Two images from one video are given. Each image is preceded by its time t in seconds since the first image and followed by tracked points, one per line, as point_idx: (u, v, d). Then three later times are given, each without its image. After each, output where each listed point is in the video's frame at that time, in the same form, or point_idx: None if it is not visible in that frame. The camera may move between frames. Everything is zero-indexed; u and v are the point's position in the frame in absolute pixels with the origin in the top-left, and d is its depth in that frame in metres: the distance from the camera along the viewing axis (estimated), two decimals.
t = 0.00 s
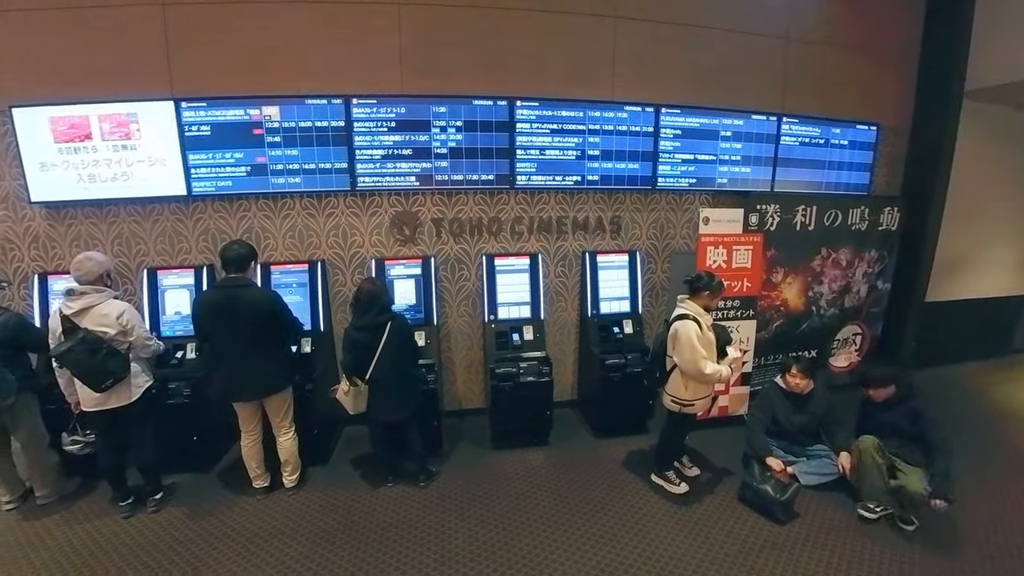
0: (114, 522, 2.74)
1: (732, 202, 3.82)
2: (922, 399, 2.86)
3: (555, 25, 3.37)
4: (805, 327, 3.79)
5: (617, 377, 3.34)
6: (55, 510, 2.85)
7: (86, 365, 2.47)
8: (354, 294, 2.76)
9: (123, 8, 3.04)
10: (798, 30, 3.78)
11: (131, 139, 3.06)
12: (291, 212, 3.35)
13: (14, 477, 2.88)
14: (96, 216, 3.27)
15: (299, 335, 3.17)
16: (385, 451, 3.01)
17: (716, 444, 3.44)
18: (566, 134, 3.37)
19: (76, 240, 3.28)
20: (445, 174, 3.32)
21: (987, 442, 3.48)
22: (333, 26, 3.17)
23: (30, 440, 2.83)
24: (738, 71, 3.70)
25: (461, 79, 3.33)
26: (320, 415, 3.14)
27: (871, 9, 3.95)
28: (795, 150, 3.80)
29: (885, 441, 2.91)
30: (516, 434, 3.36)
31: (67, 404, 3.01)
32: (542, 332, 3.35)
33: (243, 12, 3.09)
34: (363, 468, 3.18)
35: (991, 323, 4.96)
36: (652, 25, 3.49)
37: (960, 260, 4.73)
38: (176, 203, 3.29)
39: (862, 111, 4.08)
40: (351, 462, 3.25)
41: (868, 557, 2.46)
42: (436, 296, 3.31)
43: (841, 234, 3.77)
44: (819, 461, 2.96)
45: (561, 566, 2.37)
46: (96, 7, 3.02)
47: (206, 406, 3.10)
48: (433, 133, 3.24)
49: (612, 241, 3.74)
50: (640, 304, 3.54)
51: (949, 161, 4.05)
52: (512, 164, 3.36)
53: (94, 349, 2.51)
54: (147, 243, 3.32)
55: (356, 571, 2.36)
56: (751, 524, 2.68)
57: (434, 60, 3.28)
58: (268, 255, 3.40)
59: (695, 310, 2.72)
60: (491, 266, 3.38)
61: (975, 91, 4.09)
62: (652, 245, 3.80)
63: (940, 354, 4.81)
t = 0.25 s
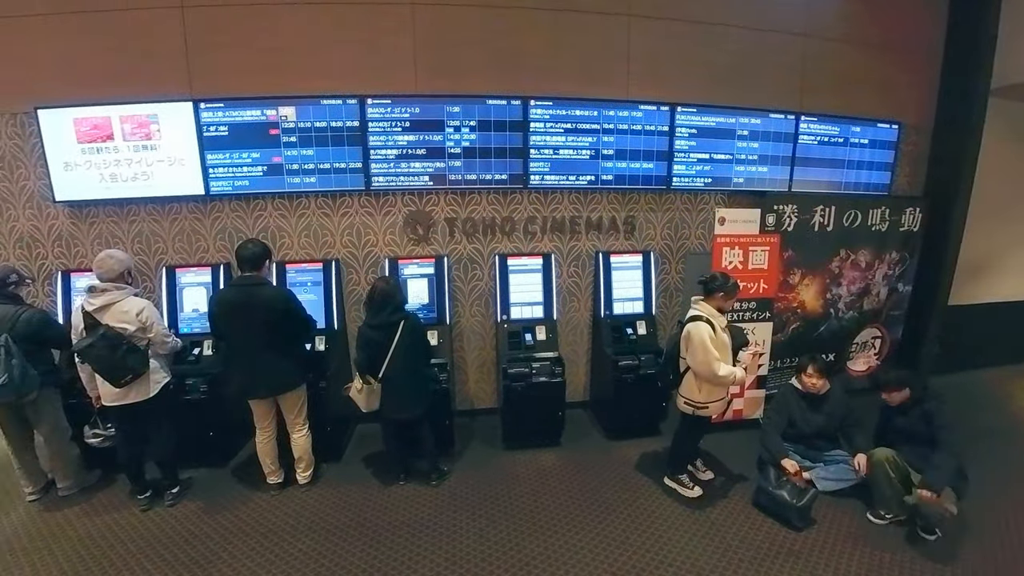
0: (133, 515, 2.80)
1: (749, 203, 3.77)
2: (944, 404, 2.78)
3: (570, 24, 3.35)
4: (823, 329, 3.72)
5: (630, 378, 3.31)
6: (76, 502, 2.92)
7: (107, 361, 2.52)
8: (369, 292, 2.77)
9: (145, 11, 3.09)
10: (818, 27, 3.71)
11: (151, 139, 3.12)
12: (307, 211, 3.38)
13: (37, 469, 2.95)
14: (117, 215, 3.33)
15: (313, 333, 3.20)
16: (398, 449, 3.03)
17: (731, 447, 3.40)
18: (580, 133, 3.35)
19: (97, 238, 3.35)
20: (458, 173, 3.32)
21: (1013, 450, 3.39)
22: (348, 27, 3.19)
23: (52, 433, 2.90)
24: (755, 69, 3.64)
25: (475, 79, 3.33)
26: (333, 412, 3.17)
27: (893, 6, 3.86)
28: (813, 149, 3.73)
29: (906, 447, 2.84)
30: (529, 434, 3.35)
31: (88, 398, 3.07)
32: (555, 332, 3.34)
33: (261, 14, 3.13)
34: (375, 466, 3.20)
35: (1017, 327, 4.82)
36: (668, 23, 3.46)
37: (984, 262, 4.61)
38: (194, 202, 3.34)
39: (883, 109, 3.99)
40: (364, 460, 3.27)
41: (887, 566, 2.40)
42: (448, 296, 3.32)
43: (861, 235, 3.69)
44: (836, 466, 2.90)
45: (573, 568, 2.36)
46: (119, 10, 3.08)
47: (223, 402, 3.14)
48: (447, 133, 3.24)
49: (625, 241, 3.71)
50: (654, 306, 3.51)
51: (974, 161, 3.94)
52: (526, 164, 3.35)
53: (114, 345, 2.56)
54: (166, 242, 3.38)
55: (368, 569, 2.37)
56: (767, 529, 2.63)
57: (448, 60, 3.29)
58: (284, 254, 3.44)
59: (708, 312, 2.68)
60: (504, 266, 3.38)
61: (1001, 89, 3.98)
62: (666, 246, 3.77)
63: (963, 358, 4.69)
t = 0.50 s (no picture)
0: (149, 508, 2.86)
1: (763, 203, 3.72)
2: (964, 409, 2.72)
3: (582, 24, 3.34)
4: (838, 332, 3.66)
5: (641, 380, 3.29)
6: (94, 494, 2.99)
7: (125, 357, 2.58)
8: (380, 291, 2.79)
9: (164, 15, 3.16)
10: (834, 25, 3.66)
11: (169, 140, 3.18)
12: (320, 211, 3.42)
13: (58, 462, 3.02)
14: (136, 214, 3.41)
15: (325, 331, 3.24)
16: (408, 447, 3.05)
17: (743, 450, 3.36)
18: (591, 133, 3.33)
19: (117, 236, 3.42)
20: (469, 173, 3.33)
21: None
22: (361, 28, 3.22)
23: (73, 427, 2.97)
24: (770, 68, 3.60)
25: (487, 79, 3.33)
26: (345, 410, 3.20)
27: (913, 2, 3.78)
28: (829, 149, 3.67)
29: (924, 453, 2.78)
30: (538, 434, 3.35)
31: (107, 393, 3.15)
32: (565, 332, 3.33)
33: (276, 17, 3.18)
34: (385, 464, 3.22)
35: None
36: (681, 22, 3.43)
37: (1007, 265, 4.49)
38: (210, 202, 3.40)
39: (902, 108, 3.92)
40: (375, 458, 3.30)
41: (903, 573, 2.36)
42: (459, 295, 3.33)
43: (878, 236, 3.62)
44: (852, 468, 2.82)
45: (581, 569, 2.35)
46: (139, 14, 3.15)
47: (237, 399, 3.19)
48: (458, 133, 3.26)
49: (637, 242, 3.69)
50: (665, 307, 3.48)
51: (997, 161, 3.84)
52: (537, 164, 3.34)
53: (133, 341, 2.62)
54: (183, 240, 3.44)
55: (376, 566, 2.38)
56: (779, 533, 2.60)
57: (459, 60, 3.30)
58: (297, 253, 3.48)
59: (720, 312, 2.66)
60: (515, 265, 3.38)
61: None
62: (678, 246, 3.74)
63: (984, 363, 4.58)
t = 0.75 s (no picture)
0: (168, 500, 2.93)
1: (780, 204, 3.67)
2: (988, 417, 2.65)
3: (596, 24, 3.33)
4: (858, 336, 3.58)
5: (653, 381, 3.27)
6: (116, 486, 3.08)
7: (147, 353, 2.65)
8: (394, 290, 2.80)
9: (185, 19, 3.23)
10: (855, 22, 3.58)
11: (189, 141, 3.25)
12: (335, 211, 3.47)
13: (81, 453, 3.11)
14: (157, 213, 3.49)
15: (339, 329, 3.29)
16: (420, 446, 3.07)
17: (757, 454, 3.32)
18: (605, 133, 3.32)
19: (139, 235, 3.51)
20: (483, 174, 3.34)
21: None
22: (377, 30, 3.25)
23: (96, 420, 3.06)
24: (788, 66, 3.54)
25: (501, 78, 3.34)
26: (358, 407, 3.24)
27: None
28: (848, 148, 3.60)
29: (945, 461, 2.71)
30: (550, 435, 3.35)
31: (129, 388, 3.23)
32: (577, 333, 3.32)
33: (293, 19, 3.23)
34: (397, 462, 3.25)
35: None
36: (697, 20, 3.40)
37: None
38: (229, 202, 3.46)
39: (924, 106, 3.82)
40: (387, 455, 3.33)
41: None
42: (471, 295, 3.34)
43: (898, 238, 3.54)
44: (865, 463, 2.70)
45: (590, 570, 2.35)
46: (162, 18, 3.23)
47: (253, 395, 3.25)
48: (472, 134, 3.26)
49: (650, 242, 3.66)
50: (679, 308, 3.45)
51: None
52: (551, 164, 3.34)
53: (154, 337, 2.69)
54: (202, 239, 3.51)
55: (387, 563, 2.41)
56: (793, 539, 2.56)
57: (473, 61, 3.31)
58: (312, 252, 3.53)
59: (734, 314, 2.63)
60: (527, 266, 3.39)
61: None
62: (693, 247, 3.71)
63: (1010, 368, 4.45)
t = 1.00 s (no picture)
0: (185, 494, 2.99)
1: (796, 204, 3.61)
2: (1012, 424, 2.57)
3: (609, 23, 3.32)
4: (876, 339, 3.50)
5: (665, 383, 3.24)
6: (135, 479, 3.15)
7: (165, 349, 2.70)
8: (408, 289, 2.82)
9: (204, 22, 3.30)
10: (874, 19, 3.51)
11: (207, 142, 3.31)
12: (348, 211, 3.50)
13: (101, 447, 3.19)
14: (175, 213, 3.56)
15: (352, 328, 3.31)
16: (431, 444, 3.08)
17: (771, 458, 3.28)
18: (618, 133, 3.29)
19: (158, 234, 3.59)
20: (495, 173, 3.34)
21: None
22: (390, 31, 3.27)
23: (116, 414, 3.13)
24: (805, 64, 3.49)
25: (513, 78, 3.34)
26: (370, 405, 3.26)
27: None
28: (867, 148, 3.53)
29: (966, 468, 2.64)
30: (561, 436, 3.33)
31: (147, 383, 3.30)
32: (588, 333, 3.31)
33: (309, 21, 3.27)
34: (408, 461, 3.26)
35: None
36: (712, 18, 3.36)
37: None
38: (245, 201, 3.52)
39: (947, 105, 3.73)
40: (398, 453, 3.35)
41: None
42: (483, 295, 3.35)
43: (919, 239, 3.45)
44: (875, 466, 2.69)
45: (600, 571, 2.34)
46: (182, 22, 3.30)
47: (267, 392, 3.30)
48: (484, 134, 3.27)
49: (663, 243, 3.63)
50: (692, 309, 3.42)
51: None
52: (563, 164, 3.32)
53: (172, 334, 2.73)
54: (219, 238, 3.57)
55: (396, 560, 2.43)
56: (807, 544, 2.51)
57: (485, 61, 3.32)
58: (326, 251, 3.57)
59: (747, 315, 2.60)
60: (539, 266, 3.38)
61: None
62: (706, 248, 3.67)
63: None
